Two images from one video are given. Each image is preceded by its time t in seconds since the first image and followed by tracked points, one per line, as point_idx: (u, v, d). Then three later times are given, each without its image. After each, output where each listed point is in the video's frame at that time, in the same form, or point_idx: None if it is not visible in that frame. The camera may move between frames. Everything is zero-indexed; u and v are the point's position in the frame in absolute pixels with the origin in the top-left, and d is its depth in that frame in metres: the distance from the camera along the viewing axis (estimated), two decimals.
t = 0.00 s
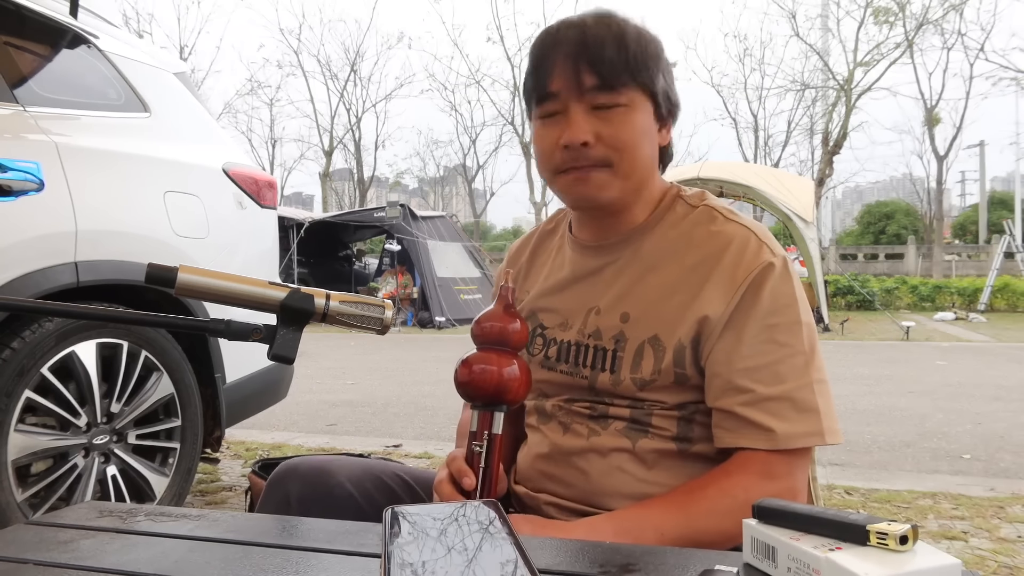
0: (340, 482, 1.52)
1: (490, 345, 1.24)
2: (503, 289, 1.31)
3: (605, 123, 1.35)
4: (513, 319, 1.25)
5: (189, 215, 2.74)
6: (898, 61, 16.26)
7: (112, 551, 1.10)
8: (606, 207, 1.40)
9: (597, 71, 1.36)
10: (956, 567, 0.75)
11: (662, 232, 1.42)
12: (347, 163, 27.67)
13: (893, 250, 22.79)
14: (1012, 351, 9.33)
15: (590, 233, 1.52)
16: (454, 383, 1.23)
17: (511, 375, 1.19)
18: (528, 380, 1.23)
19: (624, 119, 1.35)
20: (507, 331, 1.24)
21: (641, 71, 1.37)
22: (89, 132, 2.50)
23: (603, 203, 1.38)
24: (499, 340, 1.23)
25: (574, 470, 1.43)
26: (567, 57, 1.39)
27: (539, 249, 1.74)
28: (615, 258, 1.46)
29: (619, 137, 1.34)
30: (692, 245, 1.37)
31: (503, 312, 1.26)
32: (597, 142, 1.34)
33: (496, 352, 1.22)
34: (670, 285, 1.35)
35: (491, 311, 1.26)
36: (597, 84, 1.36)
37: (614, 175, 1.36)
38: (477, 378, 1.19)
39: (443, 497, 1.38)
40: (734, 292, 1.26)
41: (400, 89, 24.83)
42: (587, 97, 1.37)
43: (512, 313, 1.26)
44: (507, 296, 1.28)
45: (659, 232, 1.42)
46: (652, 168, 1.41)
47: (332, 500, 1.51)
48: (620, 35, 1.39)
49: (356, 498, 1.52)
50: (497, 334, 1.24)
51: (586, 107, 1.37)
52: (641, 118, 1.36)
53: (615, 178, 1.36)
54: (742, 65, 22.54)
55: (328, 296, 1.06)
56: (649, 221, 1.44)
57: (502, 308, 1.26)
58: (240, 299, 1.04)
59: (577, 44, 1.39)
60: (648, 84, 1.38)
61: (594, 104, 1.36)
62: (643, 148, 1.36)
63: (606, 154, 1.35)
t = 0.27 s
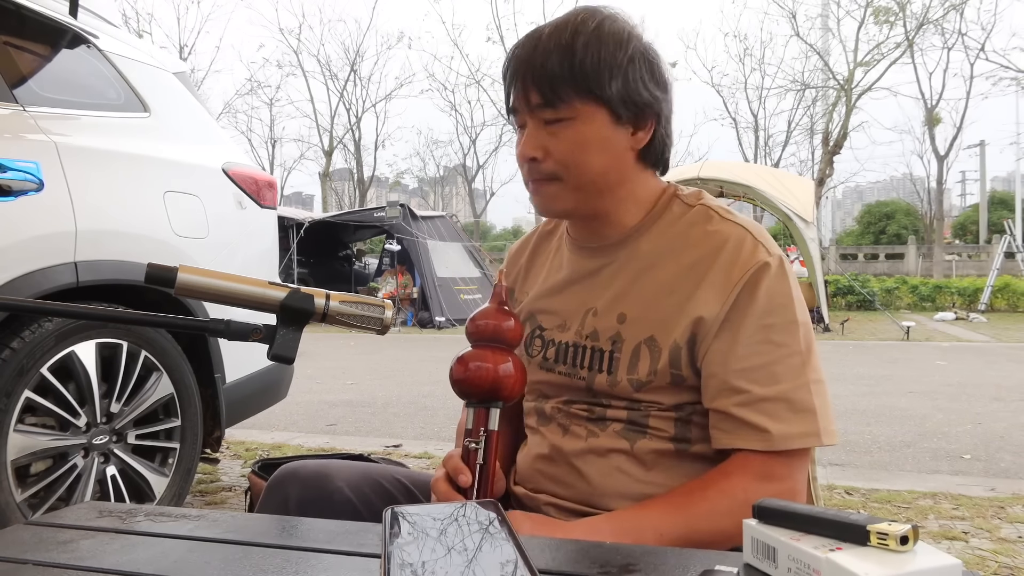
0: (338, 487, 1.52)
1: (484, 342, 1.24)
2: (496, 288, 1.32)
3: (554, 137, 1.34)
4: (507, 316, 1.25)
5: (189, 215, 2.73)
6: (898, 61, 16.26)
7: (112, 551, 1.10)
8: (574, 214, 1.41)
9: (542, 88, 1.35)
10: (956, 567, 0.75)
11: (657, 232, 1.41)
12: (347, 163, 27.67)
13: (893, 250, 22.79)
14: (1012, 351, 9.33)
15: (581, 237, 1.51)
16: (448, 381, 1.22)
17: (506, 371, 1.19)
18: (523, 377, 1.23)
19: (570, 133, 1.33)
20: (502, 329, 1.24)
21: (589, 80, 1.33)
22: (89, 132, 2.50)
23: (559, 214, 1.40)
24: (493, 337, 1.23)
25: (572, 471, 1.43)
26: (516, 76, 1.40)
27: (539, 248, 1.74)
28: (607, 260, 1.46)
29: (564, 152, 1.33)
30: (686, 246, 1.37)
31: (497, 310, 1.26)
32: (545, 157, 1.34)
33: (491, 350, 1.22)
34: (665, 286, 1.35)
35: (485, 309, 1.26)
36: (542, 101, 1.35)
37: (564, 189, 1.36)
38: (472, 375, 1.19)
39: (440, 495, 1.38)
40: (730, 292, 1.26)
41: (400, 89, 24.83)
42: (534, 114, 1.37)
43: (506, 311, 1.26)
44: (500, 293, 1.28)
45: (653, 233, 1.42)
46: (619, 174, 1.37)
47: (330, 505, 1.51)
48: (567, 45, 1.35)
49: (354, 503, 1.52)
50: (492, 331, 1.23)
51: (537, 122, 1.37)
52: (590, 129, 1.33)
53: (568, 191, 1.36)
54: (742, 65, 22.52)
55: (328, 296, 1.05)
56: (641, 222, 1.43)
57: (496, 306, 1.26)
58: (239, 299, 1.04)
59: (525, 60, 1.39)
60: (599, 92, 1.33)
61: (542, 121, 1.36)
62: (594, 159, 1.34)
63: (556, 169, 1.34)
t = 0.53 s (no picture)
0: (344, 481, 1.51)
1: (486, 342, 1.24)
2: (499, 286, 1.31)
3: (513, 147, 1.41)
4: (509, 316, 1.25)
5: (189, 216, 2.73)
6: (899, 61, 16.26)
7: (111, 551, 1.10)
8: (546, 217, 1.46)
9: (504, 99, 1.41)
10: (957, 567, 0.74)
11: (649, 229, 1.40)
12: (348, 163, 27.66)
13: (893, 250, 22.78)
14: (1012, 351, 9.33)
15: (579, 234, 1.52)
16: (449, 381, 1.22)
17: (507, 372, 1.19)
18: (524, 379, 1.23)
19: (510, 150, 1.42)
20: (503, 329, 1.23)
21: (517, 100, 1.38)
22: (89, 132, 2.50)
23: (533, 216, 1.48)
24: (494, 337, 1.23)
25: (572, 473, 1.44)
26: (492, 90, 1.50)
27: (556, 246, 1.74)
28: (602, 259, 1.46)
29: (509, 166, 1.43)
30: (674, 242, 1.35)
31: (500, 310, 1.26)
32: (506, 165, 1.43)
33: (492, 350, 1.21)
34: (656, 285, 1.34)
35: (488, 309, 1.26)
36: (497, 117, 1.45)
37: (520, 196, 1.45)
38: (474, 375, 1.19)
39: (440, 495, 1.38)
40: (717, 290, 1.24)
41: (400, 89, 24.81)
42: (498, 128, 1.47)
43: (508, 311, 1.26)
44: (502, 293, 1.28)
45: (647, 230, 1.41)
46: (565, 185, 1.39)
47: (335, 500, 1.50)
48: (506, 64, 1.41)
49: (358, 499, 1.51)
50: (494, 331, 1.23)
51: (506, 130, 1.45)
52: (522, 147, 1.39)
53: (529, 196, 1.44)
54: (742, 65, 22.49)
55: (328, 296, 1.05)
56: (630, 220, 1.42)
57: (498, 306, 1.26)
58: (239, 298, 1.03)
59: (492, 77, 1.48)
60: (523, 112, 1.37)
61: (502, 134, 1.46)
62: (533, 175, 1.40)
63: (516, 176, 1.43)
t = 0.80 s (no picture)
0: (343, 486, 1.51)
1: (463, 351, 1.23)
2: (474, 294, 1.31)
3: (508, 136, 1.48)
4: (485, 322, 1.25)
5: (189, 215, 2.73)
6: (899, 60, 16.26)
7: (111, 551, 1.10)
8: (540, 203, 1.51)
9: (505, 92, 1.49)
10: (958, 567, 0.74)
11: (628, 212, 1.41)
12: (348, 163, 27.67)
13: (893, 250, 22.77)
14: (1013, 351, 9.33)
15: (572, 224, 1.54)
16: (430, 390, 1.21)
17: (484, 380, 1.18)
18: (505, 386, 1.22)
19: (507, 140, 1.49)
20: (479, 336, 1.23)
21: (511, 92, 1.45)
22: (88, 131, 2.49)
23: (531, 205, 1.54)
24: (471, 344, 1.23)
25: (562, 473, 1.44)
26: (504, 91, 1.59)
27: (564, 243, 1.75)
28: (589, 246, 1.47)
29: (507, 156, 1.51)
30: (645, 222, 1.35)
31: (476, 317, 1.25)
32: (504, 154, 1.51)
33: (468, 358, 1.21)
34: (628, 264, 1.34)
35: (464, 316, 1.26)
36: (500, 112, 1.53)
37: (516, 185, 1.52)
38: (451, 384, 1.18)
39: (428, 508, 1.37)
40: (681, 265, 1.24)
41: (400, 89, 24.81)
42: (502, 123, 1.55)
43: (484, 318, 1.25)
44: (478, 300, 1.27)
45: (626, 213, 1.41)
46: (551, 172, 1.44)
47: (334, 505, 1.50)
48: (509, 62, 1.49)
49: (357, 503, 1.51)
50: (469, 339, 1.23)
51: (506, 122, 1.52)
52: (514, 136, 1.46)
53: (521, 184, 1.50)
54: (742, 65, 22.46)
55: (328, 296, 1.05)
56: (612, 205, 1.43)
57: (475, 312, 1.26)
58: (239, 299, 1.03)
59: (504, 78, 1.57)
60: (515, 103, 1.44)
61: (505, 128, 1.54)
62: (522, 162, 1.46)
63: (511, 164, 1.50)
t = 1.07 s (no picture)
0: (345, 483, 1.51)
1: (468, 348, 1.23)
2: (480, 292, 1.30)
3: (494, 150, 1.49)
4: (490, 321, 1.25)
5: (189, 215, 2.73)
6: (899, 61, 16.26)
7: (111, 551, 1.10)
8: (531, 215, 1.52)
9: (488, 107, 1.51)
10: (957, 567, 0.74)
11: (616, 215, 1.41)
12: (348, 163, 27.67)
13: (893, 250, 22.78)
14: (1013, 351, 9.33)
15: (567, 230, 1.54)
16: (433, 388, 1.22)
17: (490, 379, 1.18)
18: (510, 384, 1.22)
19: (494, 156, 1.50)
20: (484, 334, 1.23)
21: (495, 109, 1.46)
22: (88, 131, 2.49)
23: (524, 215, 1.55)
24: (477, 342, 1.23)
25: (562, 470, 1.45)
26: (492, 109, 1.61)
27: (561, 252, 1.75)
28: (581, 252, 1.48)
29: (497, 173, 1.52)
30: (632, 223, 1.35)
31: (480, 315, 1.25)
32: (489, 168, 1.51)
33: (474, 357, 1.21)
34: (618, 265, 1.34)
35: (468, 313, 1.26)
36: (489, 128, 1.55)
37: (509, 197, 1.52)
38: (457, 381, 1.18)
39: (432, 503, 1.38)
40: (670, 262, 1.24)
41: (400, 89, 24.83)
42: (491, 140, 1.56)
43: (489, 315, 1.25)
44: (482, 298, 1.27)
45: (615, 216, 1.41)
46: (540, 183, 1.44)
47: (336, 502, 1.50)
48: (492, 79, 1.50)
49: (359, 500, 1.51)
50: (474, 336, 1.23)
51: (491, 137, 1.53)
52: (501, 151, 1.47)
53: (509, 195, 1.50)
54: (742, 65, 22.46)
55: (328, 296, 1.05)
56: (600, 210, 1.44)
57: (479, 310, 1.26)
58: (238, 299, 1.03)
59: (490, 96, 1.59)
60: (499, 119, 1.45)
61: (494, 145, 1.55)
62: (510, 176, 1.47)
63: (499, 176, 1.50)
